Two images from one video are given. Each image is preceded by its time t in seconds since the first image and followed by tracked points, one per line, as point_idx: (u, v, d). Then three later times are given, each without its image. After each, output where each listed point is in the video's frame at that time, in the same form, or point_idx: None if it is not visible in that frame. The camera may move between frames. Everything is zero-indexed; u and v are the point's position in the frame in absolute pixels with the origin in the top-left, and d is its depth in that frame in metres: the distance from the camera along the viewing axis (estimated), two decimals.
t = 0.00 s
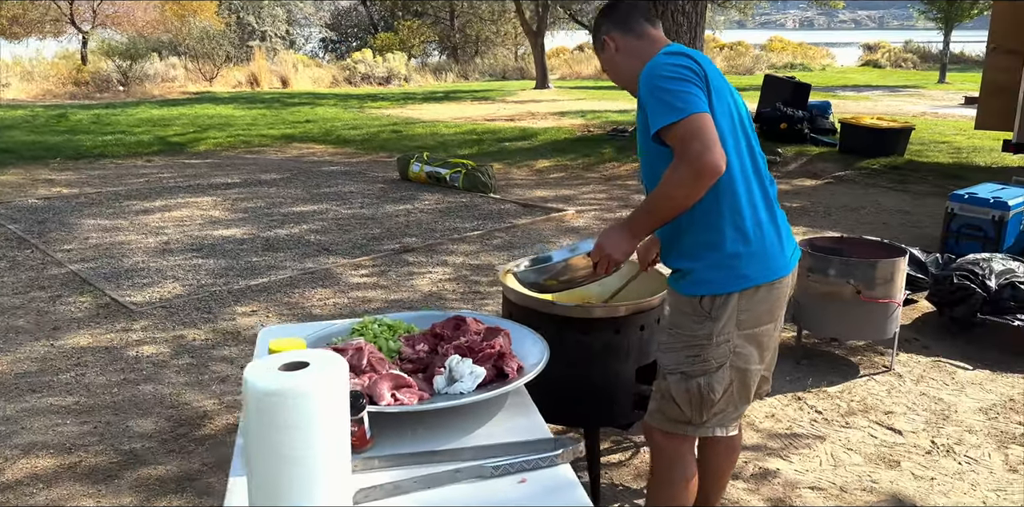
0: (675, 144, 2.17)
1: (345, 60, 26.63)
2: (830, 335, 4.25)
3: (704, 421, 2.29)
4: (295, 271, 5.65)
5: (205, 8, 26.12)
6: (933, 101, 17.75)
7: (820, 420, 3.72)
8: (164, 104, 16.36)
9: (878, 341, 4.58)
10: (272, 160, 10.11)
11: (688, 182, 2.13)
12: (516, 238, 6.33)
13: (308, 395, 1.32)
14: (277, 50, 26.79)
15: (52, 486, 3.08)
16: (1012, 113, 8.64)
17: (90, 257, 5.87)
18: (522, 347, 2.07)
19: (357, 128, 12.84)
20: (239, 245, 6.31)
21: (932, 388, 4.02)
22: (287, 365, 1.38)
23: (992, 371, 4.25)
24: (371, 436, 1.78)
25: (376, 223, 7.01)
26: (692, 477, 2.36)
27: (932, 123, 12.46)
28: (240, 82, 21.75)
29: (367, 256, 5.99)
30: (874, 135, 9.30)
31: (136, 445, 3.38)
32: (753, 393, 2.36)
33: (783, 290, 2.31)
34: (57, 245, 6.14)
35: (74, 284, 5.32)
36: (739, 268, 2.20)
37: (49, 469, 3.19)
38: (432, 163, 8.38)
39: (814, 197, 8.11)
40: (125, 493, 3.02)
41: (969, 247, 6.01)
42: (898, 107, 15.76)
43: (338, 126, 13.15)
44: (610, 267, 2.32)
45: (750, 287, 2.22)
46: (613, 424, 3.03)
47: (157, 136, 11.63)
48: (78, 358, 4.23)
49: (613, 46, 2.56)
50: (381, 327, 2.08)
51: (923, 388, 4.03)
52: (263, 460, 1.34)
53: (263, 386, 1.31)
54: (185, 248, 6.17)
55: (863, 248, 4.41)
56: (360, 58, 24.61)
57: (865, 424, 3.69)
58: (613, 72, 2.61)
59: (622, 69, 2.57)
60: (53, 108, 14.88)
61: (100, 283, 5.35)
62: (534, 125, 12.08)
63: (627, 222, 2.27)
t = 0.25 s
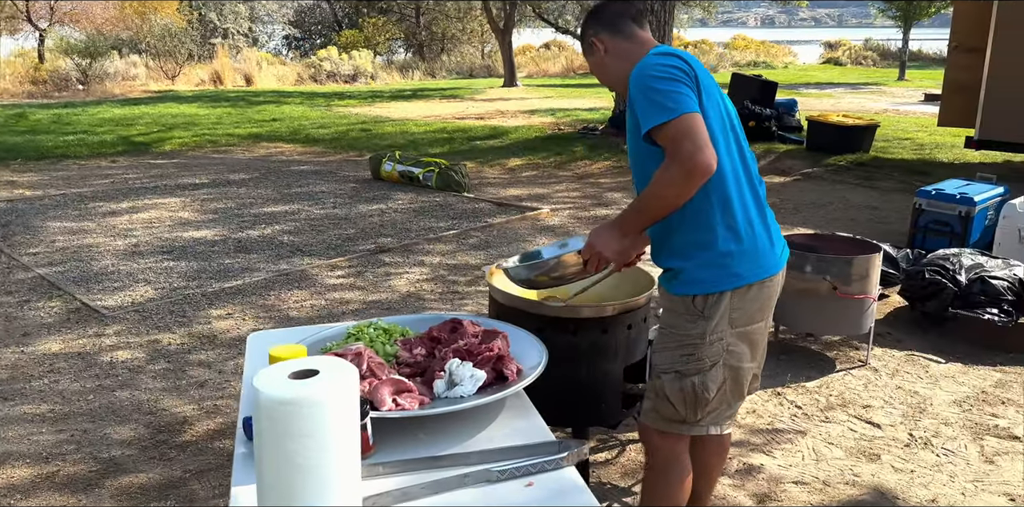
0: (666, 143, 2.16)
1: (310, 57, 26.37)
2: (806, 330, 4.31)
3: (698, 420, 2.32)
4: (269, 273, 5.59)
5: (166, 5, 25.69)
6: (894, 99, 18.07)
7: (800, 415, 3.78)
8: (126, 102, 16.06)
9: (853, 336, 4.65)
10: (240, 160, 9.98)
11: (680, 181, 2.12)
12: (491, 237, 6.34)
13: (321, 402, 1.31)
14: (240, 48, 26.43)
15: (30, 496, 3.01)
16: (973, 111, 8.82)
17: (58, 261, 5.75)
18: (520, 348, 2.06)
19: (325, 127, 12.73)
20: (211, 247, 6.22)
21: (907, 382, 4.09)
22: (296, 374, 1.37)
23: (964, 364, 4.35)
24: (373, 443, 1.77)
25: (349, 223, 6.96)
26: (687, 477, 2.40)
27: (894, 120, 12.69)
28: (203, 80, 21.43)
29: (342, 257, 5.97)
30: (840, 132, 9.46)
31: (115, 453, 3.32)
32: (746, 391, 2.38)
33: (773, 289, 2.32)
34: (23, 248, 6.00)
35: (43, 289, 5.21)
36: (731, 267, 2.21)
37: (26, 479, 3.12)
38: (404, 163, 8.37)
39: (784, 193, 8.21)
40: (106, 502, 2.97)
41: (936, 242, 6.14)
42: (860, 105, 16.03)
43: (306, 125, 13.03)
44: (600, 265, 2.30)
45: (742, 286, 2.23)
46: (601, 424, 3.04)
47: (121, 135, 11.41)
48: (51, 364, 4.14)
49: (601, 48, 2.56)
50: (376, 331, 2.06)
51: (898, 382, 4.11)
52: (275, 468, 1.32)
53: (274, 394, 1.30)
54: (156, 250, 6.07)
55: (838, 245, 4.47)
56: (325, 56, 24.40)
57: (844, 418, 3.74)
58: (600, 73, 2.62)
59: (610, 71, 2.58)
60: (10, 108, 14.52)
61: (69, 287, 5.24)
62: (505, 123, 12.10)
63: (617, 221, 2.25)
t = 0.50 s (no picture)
0: (663, 141, 2.16)
1: (274, 55, 26.08)
2: (786, 325, 4.37)
3: (695, 414, 2.34)
4: (245, 273, 5.53)
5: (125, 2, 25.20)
6: (856, 96, 18.37)
7: (783, 408, 3.83)
8: (87, 101, 15.73)
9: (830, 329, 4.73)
10: (208, 159, 9.84)
11: (677, 179, 2.13)
12: (469, 235, 6.34)
13: (344, 403, 1.29)
14: (202, 46, 26.03)
15: (11, 504, 2.94)
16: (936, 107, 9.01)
17: (26, 264, 5.62)
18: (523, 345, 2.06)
19: (293, 126, 12.61)
20: (184, 247, 6.13)
21: (885, 373, 4.17)
22: (313, 375, 1.35)
23: (939, 355, 4.44)
24: (381, 443, 1.76)
25: (324, 223, 6.90)
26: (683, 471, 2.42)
27: (858, 117, 12.90)
28: (166, 78, 21.04)
29: (319, 256, 5.94)
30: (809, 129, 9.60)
31: (98, 458, 3.26)
32: (741, 385, 2.41)
33: (767, 283, 2.35)
34: None
35: (12, 292, 5.08)
36: (728, 263, 2.23)
37: (6, 487, 3.05)
38: (377, 161, 8.46)
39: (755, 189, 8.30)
40: None
41: (906, 236, 6.26)
42: (824, 102, 16.27)
43: (273, 123, 12.89)
44: (598, 264, 2.30)
45: (738, 281, 2.25)
46: (591, 421, 3.06)
47: (83, 135, 11.18)
48: (25, 369, 4.04)
49: (592, 47, 2.56)
50: (378, 331, 2.05)
51: (876, 374, 4.18)
52: (294, 469, 1.30)
53: (294, 395, 1.28)
54: (127, 252, 5.96)
55: (814, 240, 4.54)
56: (290, 54, 24.17)
57: (826, 410, 3.80)
58: (591, 72, 2.62)
59: (600, 71, 2.57)
60: None
61: (39, 290, 5.12)
62: (475, 122, 12.09)
63: (614, 220, 2.25)
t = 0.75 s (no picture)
0: (665, 139, 2.18)
1: (238, 53, 25.75)
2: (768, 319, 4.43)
3: (697, 408, 2.37)
4: (224, 274, 5.47)
5: None
6: (820, 93, 18.65)
7: (769, 401, 3.88)
8: (47, 100, 15.38)
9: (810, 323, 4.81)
10: (177, 158, 9.70)
11: (681, 178, 2.15)
12: (449, 234, 6.35)
13: (379, 398, 1.29)
14: (164, 43, 25.60)
15: None
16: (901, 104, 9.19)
17: None
18: (532, 339, 2.07)
19: (262, 124, 12.48)
20: (159, 248, 6.04)
21: (866, 366, 4.25)
22: (345, 374, 1.34)
23: (916, 347, 4.53)
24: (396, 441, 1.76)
25: (301, 222, 6.84)
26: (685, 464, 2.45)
27: (824, 113, 13.10)
28: (128, 77, 20.62)
29: (298, 256, 5.91)
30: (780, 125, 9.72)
31: (86, 463, 3.21)
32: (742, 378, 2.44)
33: (767, 276, 2.38)
34: None
35: None
36: (730, 258, 2.25)
37: None
38: (352, 160, 8.44)
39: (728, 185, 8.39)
40: None
41: (878, 231, 6.37)
42: (789, 99, 16.48)
43: (242, 122, 12.73)
44: (603, 262, 2.32)
45: (740, 275, 2.28)
46: (586, 416, 3.11)
47: (47, 135, 10.94)
48: (3, 374, 3.96)
49: (585, 45, 2.51)
50: (386, 330, 2.05)
51: (858, 366, 4.26)
52: (329, 468, 1.30)
53: (331, 394, 1.28)
54: (101, 253, 5.85)
55: (795, 235, 4.61)
56: (255, 51, 23.91)
57: (811, 402, 3.87)
58: (585, 68, 2.56)
59: (595, 68, 2.52)
60: None
61: (12, 293, 5.01)
62: (446, 120, 12.07)
63: (618, 218, 2.27)
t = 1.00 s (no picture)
0: (667, 135, 2.20)
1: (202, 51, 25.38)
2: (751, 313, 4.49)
3: (696, 401, 2.39)
4: (202, 275, 5.40)
5: None
6: (784, 90, 18.95)
7: (754, 394, 3.94)
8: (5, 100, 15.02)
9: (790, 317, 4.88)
10: (146, 158, 9.55)
11: (683, 172, 2.17)
12: (427, 233, 6.38)
13: (413, 396, 1.30)
14: (125, 41, 25.13)
15: None
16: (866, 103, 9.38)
17: None
18: (540, 335, 2.08)
19: (230, 122, 12.33)
20: (134, 249, 5.95)
21: (847, 358, 4.33)
22: (377, 370, 1.35)
23: (893, 339, 4.64)
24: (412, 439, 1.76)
25: (277, 222, 6.78)
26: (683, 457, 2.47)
27: (790, 111, 13.30)
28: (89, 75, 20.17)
29: (277, 256, 5.87)
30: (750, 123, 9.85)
31: (74, 468, 3.16)
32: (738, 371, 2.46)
33: (765, 273, 2.40)
34: None
35: None
36: (729, 253, 2.27)
37: None
38: (326, 158, 8.39)
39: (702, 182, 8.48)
40: None
41: (850, 226, 6.49)
42: (754, 96, 16.70)
43: (210, 120, 12.57)
44: (603, 258, 2.32)
45: (739, 271, 2.30)
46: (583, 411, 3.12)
47: (9, 135, 10.70)
48: None
49: (584, 44, 2.54)
50: (395, 328, 2.05)
51: (838, 358, 4.34)
52: (362, 462, 1.30)
53: (365, 392, 1.28)
54: (74, 255, 5.75)
55: (775, 230, 4.68)
56: (220, 49, 23.60)
57: (796, 394, 3.93)
58: (583, 68, 2.59)
59: (593, 67, 2.55)
60: None
61: None
62: (418, 119, 12.05)
63: (620, 213, 2.28)
